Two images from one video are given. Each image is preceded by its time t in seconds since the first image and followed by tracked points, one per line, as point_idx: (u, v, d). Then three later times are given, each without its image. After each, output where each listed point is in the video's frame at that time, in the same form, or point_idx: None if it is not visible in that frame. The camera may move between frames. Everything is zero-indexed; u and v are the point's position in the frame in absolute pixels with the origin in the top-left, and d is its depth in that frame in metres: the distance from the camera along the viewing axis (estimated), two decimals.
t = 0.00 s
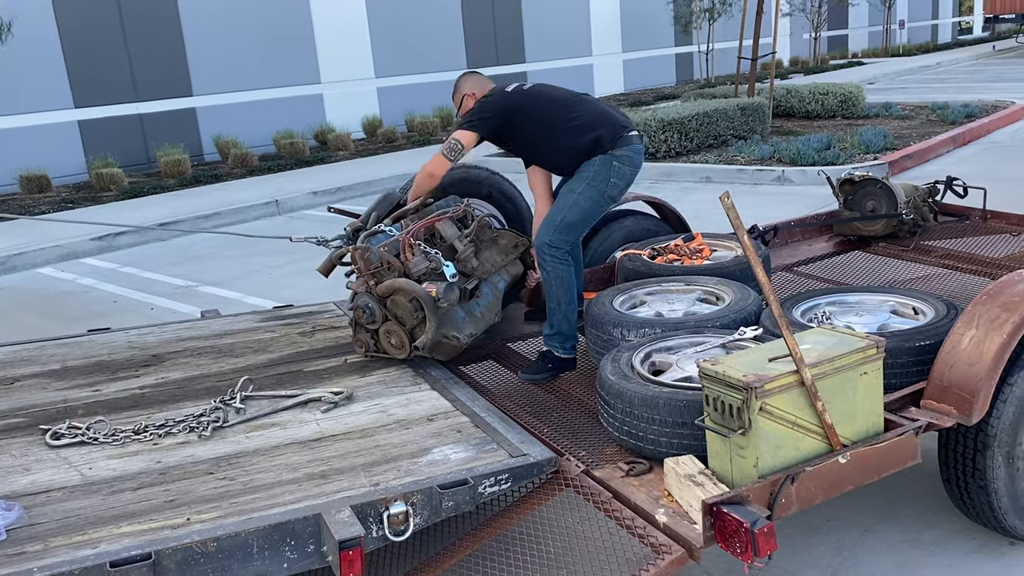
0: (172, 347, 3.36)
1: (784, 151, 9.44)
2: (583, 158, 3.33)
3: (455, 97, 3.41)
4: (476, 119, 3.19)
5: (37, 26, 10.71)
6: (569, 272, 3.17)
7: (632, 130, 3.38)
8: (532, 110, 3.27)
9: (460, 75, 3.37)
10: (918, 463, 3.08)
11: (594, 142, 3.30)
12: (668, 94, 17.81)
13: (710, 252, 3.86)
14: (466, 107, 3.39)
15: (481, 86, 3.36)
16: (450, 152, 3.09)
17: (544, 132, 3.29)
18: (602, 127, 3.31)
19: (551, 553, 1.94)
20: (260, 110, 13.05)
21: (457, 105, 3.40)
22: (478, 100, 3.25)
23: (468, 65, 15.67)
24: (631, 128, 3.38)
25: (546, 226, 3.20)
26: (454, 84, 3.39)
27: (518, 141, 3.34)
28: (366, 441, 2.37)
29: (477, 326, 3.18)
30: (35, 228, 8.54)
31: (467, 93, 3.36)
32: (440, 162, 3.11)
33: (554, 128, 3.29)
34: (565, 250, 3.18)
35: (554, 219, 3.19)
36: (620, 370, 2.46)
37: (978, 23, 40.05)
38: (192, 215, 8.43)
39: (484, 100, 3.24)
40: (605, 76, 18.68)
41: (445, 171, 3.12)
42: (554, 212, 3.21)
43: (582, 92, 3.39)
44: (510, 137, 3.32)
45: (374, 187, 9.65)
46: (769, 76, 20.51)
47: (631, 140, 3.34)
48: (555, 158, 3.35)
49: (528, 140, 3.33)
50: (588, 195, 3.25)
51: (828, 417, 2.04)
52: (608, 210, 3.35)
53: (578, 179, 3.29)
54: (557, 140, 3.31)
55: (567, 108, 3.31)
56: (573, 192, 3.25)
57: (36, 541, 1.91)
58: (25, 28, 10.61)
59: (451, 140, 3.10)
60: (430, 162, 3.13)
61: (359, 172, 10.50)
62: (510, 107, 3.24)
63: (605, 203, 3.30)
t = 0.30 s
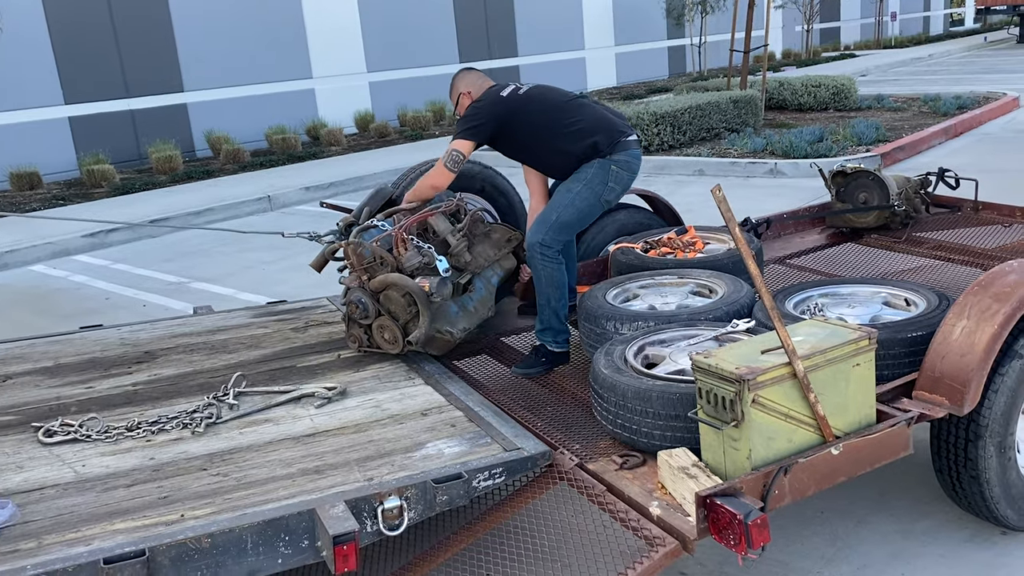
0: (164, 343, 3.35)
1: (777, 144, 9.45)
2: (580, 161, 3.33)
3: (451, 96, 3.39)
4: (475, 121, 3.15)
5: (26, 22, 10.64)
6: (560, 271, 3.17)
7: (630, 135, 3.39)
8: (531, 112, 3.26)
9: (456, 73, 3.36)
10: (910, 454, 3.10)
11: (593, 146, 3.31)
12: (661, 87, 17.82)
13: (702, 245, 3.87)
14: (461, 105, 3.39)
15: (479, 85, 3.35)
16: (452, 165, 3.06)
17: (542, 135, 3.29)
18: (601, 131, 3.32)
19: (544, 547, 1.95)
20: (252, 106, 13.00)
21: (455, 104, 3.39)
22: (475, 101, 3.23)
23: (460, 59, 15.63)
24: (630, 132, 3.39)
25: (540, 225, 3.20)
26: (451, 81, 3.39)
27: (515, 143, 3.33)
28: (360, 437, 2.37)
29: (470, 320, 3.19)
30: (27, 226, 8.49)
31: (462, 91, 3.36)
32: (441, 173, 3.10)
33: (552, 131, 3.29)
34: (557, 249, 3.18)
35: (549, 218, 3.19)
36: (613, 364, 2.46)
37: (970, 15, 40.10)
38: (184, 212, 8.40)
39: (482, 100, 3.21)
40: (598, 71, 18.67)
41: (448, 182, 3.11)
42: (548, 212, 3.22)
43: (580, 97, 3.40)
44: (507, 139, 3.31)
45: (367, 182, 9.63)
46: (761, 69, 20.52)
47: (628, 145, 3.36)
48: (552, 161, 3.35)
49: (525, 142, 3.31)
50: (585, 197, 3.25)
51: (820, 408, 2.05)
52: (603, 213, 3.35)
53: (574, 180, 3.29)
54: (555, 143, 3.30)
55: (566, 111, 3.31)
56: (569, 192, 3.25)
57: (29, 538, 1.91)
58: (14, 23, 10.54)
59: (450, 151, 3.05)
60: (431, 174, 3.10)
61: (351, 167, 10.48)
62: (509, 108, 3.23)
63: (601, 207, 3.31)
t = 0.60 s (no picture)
0: (159, 340, 3.34)
1: (771, 137, 9.46)
2: (585, 165, 3.35)
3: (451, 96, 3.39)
4: (480, 125, 3.16)
5: (18, 18, 10.58)
6: (559, 270, 3.15)
7: (635, 140, 3.42)
8: (535, 115, 3.27)
9: (455, 73, 3.35)
10: (906, 445, 3.11)
11: (600, 150, 3.33)
12: (656, 81, 17.79)
13: (697, 238, 3.87)
14: (462, 108, 3.40)
15: (480, 88, 3.35)
16: (452, 172, 3.13)
17: (547, 139, 3.30)
18: (607, 135, 3.34)
19: (541, 541, 1.95)
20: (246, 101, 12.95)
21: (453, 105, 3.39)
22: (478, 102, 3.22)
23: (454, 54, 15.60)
24: (634, 137, 3.42)
25: (544, 225, 3.18)
26: (450, 80, 3.38)
27: (519, 146, 3.33)
28: (357, 431, 2.37)
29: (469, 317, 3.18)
30: (20, 223, 8.46)
31: (461, 93, 3.36)
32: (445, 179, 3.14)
33: (557, 134, 3.30)
34: (559, 250, 3.17)
35: (554, 219, 3.18)
36: (609, 357, 2.46)
37: (964, 7, 40.08)
38: (178, 208, 8.38)
39: (487, 103, 3.21)
40: (591, 65, 18.65)
41: (449, 190, 3.15)
42: (553, 213, 3.20)
43: (584, 100, 3.42)
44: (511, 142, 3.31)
45: (362, 177, 9.61)
46: (755, 62, 20.51)
47: (633, 149, 3.39)
48: (556, 164, 3.36)
49: (529, 145, 3.32)
50: (590, 200, 3.27)
51: (815, 400, 2.05)
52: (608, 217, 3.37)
53: (580, 182, 3.31)
54: (560, 146, 3.31)
55: (572, 115, 3.33)
56: (575, 194, 3.26)
57: (25, 535, 1.90)
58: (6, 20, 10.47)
59: (453, 158, 3.12)
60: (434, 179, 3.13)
61: (346, 162, 10.45)
62: (515, 113, 3.24)
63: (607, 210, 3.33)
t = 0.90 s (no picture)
0: (156, 337, 3.34)
1: (768, 131, 9.45)
2: (571, 153, 3.32)
3: (438, 97, 3.40)
4: (469, 118, 3.17)
5: (11, 14, 10.54)
6: (551, 261, 3.15)
7: (620, 125, 3.40)
8: (519, 107, 3.26)
9: (441, 73, 3.36)
10: (903, 439, 3.12)
11: (585, 138, 3.30)
12: (652, 76, 17.77)
13: (694, 232, 3.86)
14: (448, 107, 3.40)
15: (464, 84, 3.35)
16: (451, 169, 3.10)
17: (533, 130, 3.28)
18: (591, 122, 3.32)
19: (539, 536, 1.96)
20: (241, 97, 12.92)
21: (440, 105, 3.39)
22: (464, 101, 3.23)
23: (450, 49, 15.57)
24: (620, 122, 3.40)
25: (532, 216, 3.18)
26: (436, 81, 3.39)
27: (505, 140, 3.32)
28: (354, 428, 2.37)
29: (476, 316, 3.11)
30: (15, 220, 8.43)
31: (447, 92, 3.36)
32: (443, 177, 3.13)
33: (542, 124, 3.28)
34: (549, 240, 3.16)
35: (541, 210, 3.17)
36: (606, 352, 2.46)
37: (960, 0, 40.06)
38: (174, 205, 8.36)
39: (471, 100, 3.22)
40: (587, 60, 18.63)
41: (448, 187, 3.13)
42: (541, 203, 3.20)
43: (569, 90, 3.40)
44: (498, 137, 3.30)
45: (358, 173, 9.59)
46: (752, 57, 20.50)
47: (620, 134, 3.37)
48: (543, 156, 3.34)
49: (516, 138, 3.31)
50: (576, 187, 3.24)
51: (812, 393, 2.05)
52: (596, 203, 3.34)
53: (566, 171, 3.29)
54: (546, 137, 3.30)
55: (555, 105, 3.31)
56: (561, 183, 3.24)
57: (22, 533, 1.90)
58: None
59: (448, 154, 3.09)
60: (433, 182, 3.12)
61: (342, 158, 10.43)
62: (498, 106, 3.24)
63: (594, 197, 3.31)
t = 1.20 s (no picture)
0: (154, 334, 3.33)
1: (765, 126, 9.46)
2: (565, 141, 3.32)
3: (427, 87, 3.35)
4: (463, 111, 3.12)
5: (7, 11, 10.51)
6: (549, 251, 3.17)
7: (613, 110, 3.39)
8: (511, 96, 3.24)
9: (429, 63, 3.32)
10: (902, 433, 3.12)
11: (578, 125, 3.30)
12: (649, 71, 17.77)
13: (693, 228, 3.86)
14: (437, 97, 3.35)
15: (454, 72, 3.32)
16: (451, 165, 3.08)
17: (526, 119, 3.27)
18: (584, 108, 3.31)
19: (538, 532, 1.95)
20: (238, 94, 12.89)
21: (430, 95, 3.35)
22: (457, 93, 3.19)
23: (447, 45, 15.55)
24: (612, 108, 3.39)
25: (527, 205, 3.20)
26: (424, 71, 3.35)
27: (499, 130, 3.30)
28: (353, 424, 2.37)
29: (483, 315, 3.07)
30: (12, 218, 8.41)
31: (436, 81, 3.32)
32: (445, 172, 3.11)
33: (536, 113, 3.26)
34: (545, 229, 3.17)
35: (536, 199, 3.18)
36: (605, 347, 2.46)
37: None
38: (172, 202, 8.35)
39: (464, 91, 3.19)
40: (585, 55, 18.60)
41: (451, 182, 3.11)
42: (535, 193, 3.21)
43: (560, 76, 3.38)
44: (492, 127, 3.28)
45: (356, 169, 9.58)
46: (749, 52, 20.49)
47: (613, 120, 3.36)
48: (537, 144, 3.33)
49: (509, 128, 3.28)
50: (571, 175, 3.25)
51: (811, 388, 2.05)
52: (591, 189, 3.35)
53: (559, 159, 3.28)
54: (539, 126, 3.28)
55: (548, 92, 3.29)
56: (555, 171, 3.25)
57: (21, 531, 1.90)
58: None
59: (449, 150, 3.07)
60: (435, 180, 3.11)
61: (339, 155, 10.42)
62: (491, 96, 3.21)
63: (588, 182, 3.31)
